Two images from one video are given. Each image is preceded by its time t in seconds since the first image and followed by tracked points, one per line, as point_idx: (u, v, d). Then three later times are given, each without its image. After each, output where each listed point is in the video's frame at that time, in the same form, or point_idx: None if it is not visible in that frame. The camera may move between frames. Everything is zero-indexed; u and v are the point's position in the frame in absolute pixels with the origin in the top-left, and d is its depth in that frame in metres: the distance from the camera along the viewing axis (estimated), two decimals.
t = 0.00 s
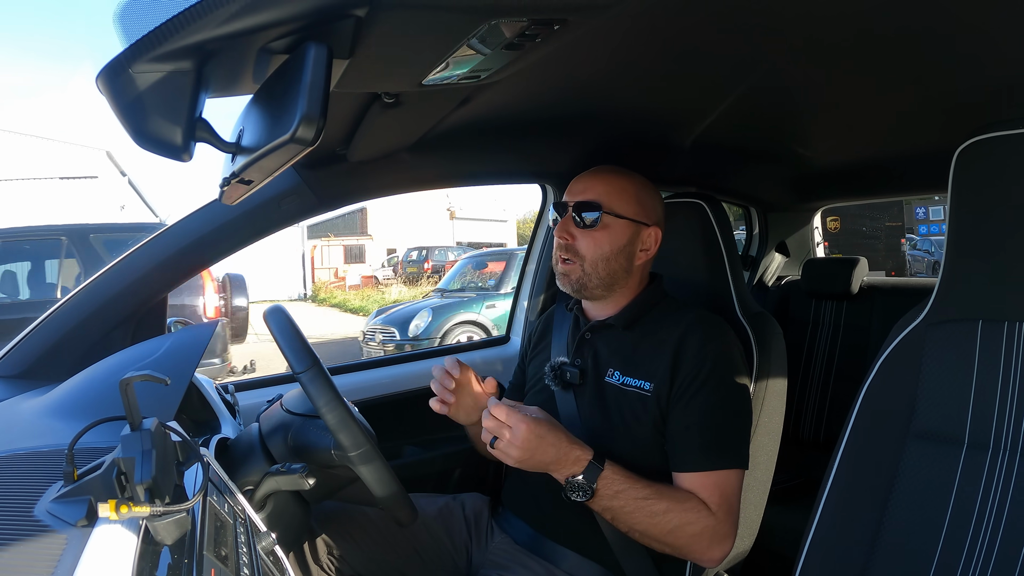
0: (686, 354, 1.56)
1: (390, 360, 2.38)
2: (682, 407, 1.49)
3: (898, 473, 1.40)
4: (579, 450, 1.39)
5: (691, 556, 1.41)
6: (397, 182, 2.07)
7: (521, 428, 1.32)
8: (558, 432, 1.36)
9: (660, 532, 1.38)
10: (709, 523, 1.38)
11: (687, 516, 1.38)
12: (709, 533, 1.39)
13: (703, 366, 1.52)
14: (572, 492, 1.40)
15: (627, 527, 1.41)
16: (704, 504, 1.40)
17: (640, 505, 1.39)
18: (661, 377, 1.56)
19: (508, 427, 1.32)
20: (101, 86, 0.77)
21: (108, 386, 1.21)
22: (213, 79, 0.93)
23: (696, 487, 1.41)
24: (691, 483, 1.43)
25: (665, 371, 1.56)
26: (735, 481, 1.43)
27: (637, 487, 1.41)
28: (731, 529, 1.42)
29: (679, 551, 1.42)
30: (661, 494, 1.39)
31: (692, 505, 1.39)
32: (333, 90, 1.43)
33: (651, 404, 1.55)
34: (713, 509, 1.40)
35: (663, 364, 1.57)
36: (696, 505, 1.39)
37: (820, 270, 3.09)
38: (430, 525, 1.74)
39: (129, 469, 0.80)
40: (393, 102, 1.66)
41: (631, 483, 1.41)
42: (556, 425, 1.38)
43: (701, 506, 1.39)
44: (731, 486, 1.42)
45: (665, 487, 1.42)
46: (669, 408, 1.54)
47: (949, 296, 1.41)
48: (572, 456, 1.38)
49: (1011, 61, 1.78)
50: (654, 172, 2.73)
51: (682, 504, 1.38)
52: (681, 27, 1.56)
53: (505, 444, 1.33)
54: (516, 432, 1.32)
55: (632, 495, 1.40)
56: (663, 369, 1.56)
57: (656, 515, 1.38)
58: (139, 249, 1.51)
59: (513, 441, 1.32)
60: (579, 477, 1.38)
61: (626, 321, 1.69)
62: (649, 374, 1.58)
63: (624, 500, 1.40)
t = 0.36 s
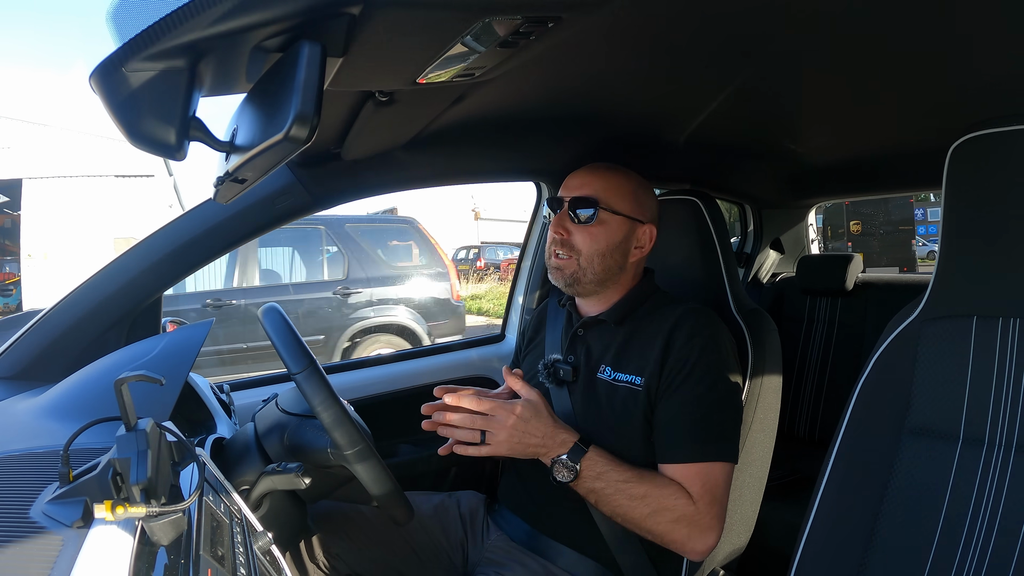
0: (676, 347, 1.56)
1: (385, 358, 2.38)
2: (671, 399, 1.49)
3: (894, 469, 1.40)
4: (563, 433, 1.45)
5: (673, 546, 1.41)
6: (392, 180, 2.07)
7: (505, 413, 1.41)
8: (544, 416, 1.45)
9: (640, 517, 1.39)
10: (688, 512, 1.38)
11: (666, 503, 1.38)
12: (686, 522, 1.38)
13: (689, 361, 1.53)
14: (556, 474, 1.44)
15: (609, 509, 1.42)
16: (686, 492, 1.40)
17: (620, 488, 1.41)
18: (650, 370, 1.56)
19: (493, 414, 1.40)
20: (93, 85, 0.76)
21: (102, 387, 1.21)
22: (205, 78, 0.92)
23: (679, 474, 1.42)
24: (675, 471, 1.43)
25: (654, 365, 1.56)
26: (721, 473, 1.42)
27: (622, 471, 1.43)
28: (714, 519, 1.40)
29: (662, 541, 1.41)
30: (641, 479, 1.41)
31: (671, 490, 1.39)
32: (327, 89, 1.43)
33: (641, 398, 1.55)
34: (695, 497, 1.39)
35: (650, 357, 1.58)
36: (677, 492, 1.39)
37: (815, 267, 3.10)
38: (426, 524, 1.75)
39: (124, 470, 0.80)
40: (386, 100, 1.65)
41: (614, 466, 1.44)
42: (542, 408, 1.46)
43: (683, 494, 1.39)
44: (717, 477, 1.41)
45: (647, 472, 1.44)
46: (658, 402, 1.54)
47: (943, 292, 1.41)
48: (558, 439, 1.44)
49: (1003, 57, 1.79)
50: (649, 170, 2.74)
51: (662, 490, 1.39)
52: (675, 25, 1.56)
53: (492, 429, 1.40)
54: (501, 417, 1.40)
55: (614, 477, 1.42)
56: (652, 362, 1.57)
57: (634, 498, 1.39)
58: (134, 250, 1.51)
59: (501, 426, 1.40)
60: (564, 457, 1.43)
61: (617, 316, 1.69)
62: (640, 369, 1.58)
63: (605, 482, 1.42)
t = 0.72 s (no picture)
0: (677, 349, 1.56)
1: (379, 361, 2.38)
2: (671, 403, 1.49)
3: (891, 468, 1.40)
4: (610, 408, 1.31)
5: (686, 541, 1.38)
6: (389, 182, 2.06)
7: (557, 370, 1.24)
8: (593, 383, 1.29)
9: (671, 508, 1.35)
10: (717, 508, 1.36)
11: (699, 497, 1.35)
12: (713, 519, 1.36)
13: (692, 361, 1.52)
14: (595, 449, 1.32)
15: (641, 496, 1.36)
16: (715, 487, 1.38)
17: (661, 476, 1.35)
18: (651, 375, 1.57)
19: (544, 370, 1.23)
20: (88, 86, 0.76)
21: (98, 390, 1.20)
22: (200, 79, 0.92)
23: (708, 467, 1.40)
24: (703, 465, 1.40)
25: (654, 370, 1.56)
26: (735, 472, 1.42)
27: (663, 457, 1.36)
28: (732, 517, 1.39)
29: (673, 534, 1.39)
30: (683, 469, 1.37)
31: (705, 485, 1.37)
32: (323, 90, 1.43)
33: (640, 401, 1.55)
34: (721, 493, 1.38)
35: (651, 363, 1.58)
36: (709, 487, 1.36)
37: (810, 266, 3.10)
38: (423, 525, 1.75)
39: (120, 472, 0.80)
40: (382, 101, 1.65)
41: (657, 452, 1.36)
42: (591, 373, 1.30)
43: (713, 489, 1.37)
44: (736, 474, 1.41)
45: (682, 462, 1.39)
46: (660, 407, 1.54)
47: (939, 291, 1.42)
48: (606, 412, 1.30)
49: (996, 57, 1.80)
50: (645, 170, 2.74)
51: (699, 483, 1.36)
52: (671, 25, 1.57)
53: (541, 388, 1.23)
54: (553, 374, 1.24)
55: (656, 463, 1.35)
56: (652, 368, 1.56)
57: (672, 488, 1.34)
58: (128, 251, 1.50)
59: (551, 384, 1.23)
60: (610, 432, 1.31)
61: (615, 320, 1.70)
62: (639, 372, 1.59)
63: (647, 467, 1.35)
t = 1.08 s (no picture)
0: (674, 349, 1.56)
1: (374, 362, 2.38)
2: (668, 400, 1.50)
3: (887, 467, 1.41)
4: (587, 428, 1.30)
5: (687, 543, 1.37)
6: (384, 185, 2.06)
7: (518, 416, 1.22)
8: (561, 413, 1.27)
9: (664, 517, 1.34)
10: (712, 511, 1.36)
11: (692, 502, 1.35)
12: (710, 521, 1.35)
13: (690, 361, 1.52)
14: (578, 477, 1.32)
15: (631, 510, 1.35)
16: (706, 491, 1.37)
17: (650, 488, 1.34)
18: (650, 373, 1.56)
19: (505, 419, 1.21)
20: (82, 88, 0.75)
21: (94, 393, 1.20)
22: (193, 80, 0.91)
23: (698, 472, 1.39)
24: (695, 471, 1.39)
25: (653, 369, 1.56)
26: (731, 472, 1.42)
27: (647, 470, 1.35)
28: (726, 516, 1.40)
29: (671, 538, 1.38)
30: (670, 478, 1.35)
31: (696, 491, 1.36)
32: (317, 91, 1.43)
33: (640, 400, 1.56)
34: (714, 495, 1.38)
35: (651, 361, 1.57)
36: (701, 492, 1.36)
37: (806, 266, 3.11)
38: (420, 526, 1.75)
39: (117, 476, 0.81)
40: (376, 103, 1.64)
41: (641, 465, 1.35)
42: (558, 403, 1.27)
43: (705, 493, 1.37)
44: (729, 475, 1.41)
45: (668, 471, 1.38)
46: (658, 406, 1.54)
47: (934, 290, 1.42)
48: (580, 438, 1.28)
49: (989, 57, 1.81)
50: (640, 171, 2.75)
51: (688, 490, 1.36)
52: (667, 26, 1.57)
53: (506, 436, 1.21)
54: (513, 425, 1.21)
55: (640, 477, 1.34)
56: (651, 366, 1.56)
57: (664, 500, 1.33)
58: (124, 252, 1.50)
59: (516, 432, 1.21)
60: (586, 456, 1.29)
61: (613, 318, 1.70)
62: (638, 371, 1.59)
63: (632, 482, 1.33)
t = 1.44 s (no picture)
0: (665, 355, 1.56)
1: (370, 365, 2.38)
2: (659, 407, 1.50)
3: (884, 469, 1.41)
4: (582, 426, 1.32)
5: (675, 548, 1.39)
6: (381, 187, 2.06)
7: (518, 411, 1.24)
8: (559, 409, 1.30)
9: (653, 522, 1.36)
10: (700, 517, 1.38)
11: (681, 509, 1.37)
12: (698, 527, 1.38)
13: (682, 367, 1.52)
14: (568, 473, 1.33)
15: (620, 514, 1.37)
16: (696, 497, 1.39)
17: (639, 491, 1.35)
18: (640, 381, 1.56)
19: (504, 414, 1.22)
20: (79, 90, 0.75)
21: (89, 395, 1.19)
22: (190, 82, 0.91)
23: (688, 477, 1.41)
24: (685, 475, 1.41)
25: (644, 374, 1.56)
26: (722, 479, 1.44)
27: (638, 473, 1.37)
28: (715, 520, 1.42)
29: (659, 542, 1.40)
30: (661, 482, 1.37)
31: (686, 497, 1.38)
32: (314, 93, 1.43)
33: (630, 408, 1.55)
34: (703, 500, 1.40)
35: (642, 367, 1.57)
36: (691, 500, 1.38)
37: (802, 269, 3.11)
38: (416, 528, 1.74)
39: (112, 477, 0.80)
40: (374, 105, 1.64)
41: (636, 468, 1.37)
42: (555, 400, 1.30)
43: (695, 499, 1.38)
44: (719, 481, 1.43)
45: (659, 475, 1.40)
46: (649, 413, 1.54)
47: (930, 293, 1.43)
48: (575, 434, 1.31)
49: (985, 61, 1.82)
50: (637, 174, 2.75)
51: (678, 495, 1.37)
52: (665, 28, 1.58)
53: (506, 431, 1.23)
54: (513, 420, 1.23)
55: (633, 479, 1.35)
56: (642, 372, 1.56)
57: (653, 507, 1.35)
58: (121, 254, 1.49)
59: (516, 427, 1.23)
60: (582, 453, 1.32)
61: (606, 323, 1.69)
62: (628, 379, 1.58)
63: (623, 484, 1.35)
